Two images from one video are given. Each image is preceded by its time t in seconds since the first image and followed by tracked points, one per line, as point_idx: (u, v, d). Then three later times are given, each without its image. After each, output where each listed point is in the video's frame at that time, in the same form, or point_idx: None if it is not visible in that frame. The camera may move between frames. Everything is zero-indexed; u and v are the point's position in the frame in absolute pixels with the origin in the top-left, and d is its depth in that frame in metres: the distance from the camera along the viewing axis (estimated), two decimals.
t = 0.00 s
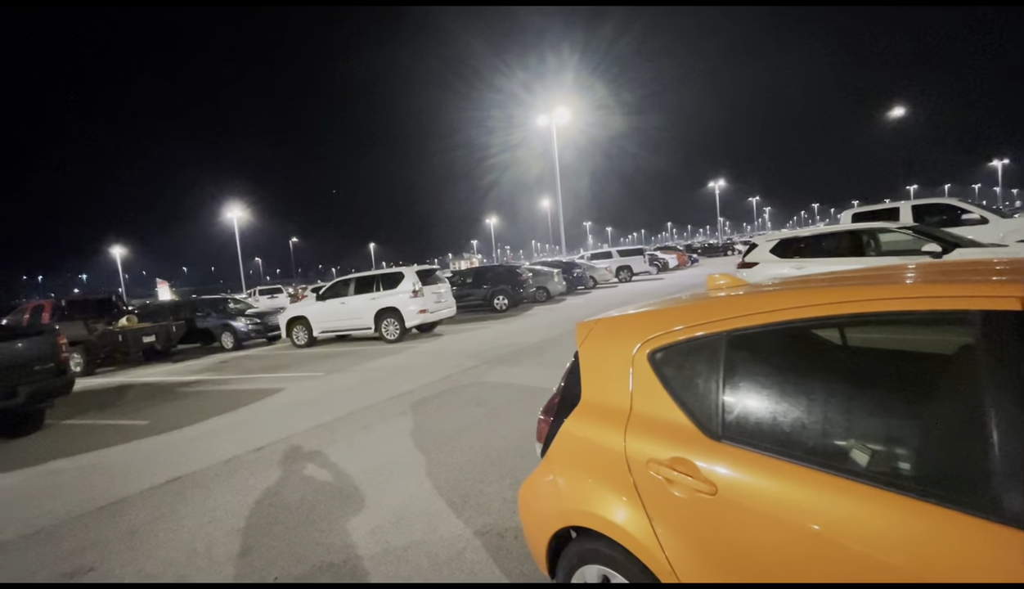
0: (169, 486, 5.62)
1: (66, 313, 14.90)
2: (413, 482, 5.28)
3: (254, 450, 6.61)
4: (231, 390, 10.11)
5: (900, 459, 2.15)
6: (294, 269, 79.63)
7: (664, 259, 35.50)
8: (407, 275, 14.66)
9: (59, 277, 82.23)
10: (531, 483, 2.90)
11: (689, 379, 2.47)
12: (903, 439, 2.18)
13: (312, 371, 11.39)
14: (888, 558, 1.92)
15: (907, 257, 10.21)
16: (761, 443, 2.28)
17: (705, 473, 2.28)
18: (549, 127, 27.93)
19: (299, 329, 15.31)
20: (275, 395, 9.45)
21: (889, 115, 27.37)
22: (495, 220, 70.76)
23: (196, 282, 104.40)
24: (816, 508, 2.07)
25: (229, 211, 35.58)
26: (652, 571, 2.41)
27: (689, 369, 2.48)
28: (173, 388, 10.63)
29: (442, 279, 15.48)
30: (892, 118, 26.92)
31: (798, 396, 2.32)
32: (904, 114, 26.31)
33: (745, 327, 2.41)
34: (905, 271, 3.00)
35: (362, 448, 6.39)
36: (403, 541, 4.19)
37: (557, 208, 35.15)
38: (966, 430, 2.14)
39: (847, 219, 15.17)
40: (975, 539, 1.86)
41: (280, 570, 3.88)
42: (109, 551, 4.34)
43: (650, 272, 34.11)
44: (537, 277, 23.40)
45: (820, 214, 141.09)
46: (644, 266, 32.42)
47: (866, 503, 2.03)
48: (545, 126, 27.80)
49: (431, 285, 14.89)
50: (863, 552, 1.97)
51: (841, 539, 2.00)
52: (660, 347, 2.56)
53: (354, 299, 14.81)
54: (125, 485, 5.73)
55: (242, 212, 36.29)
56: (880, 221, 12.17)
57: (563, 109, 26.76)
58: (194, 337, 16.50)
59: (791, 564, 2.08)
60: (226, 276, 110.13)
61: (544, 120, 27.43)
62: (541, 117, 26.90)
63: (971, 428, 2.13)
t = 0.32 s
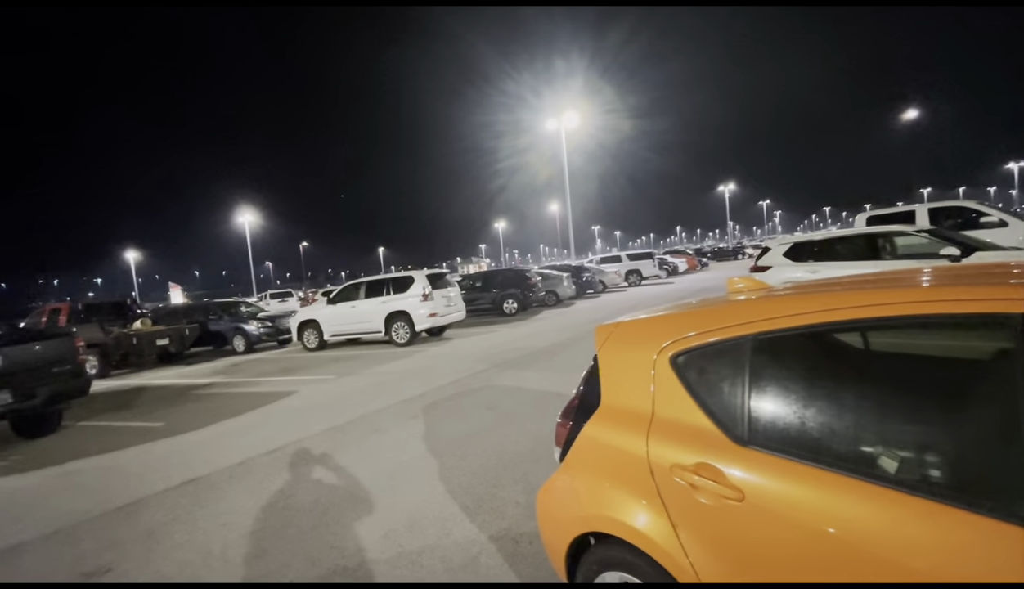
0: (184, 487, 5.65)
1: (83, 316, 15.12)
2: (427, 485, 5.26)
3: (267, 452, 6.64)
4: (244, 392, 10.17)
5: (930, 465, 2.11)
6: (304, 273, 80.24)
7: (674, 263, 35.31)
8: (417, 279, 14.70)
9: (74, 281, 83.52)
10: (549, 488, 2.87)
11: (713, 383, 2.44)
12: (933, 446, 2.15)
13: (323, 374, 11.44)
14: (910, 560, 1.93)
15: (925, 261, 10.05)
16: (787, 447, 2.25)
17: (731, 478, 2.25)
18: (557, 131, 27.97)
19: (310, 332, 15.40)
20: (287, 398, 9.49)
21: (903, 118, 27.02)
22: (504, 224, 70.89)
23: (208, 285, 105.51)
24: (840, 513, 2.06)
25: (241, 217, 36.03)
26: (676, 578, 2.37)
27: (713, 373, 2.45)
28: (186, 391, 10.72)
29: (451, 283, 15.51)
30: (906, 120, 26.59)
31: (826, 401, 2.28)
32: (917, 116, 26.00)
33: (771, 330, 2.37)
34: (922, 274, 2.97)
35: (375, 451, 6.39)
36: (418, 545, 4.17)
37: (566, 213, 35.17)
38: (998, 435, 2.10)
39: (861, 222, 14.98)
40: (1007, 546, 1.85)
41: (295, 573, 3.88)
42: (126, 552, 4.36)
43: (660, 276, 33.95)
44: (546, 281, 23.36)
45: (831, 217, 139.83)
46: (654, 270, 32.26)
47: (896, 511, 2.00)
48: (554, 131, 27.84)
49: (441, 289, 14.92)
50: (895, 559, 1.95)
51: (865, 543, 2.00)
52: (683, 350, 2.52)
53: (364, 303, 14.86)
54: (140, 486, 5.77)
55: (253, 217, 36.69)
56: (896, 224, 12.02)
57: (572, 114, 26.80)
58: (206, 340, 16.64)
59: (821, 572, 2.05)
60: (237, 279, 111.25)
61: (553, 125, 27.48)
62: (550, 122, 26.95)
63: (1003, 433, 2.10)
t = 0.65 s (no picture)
0: (191, 489, 5.64)
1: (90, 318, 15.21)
2: (434, 488, 5.23)
3: (273, 454, 6.62)
4: (250, 394, 10.17)
5: (956, 472, 2.10)
6: (309, 276, 80.62)
7: (678, 266, 35.22)
8: (423, 281, 14.71)
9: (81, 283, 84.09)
10: (564, 493, 2.82)
11: (733, 386, 2.39)
12: (957, 452, 2.14)
13: (328, 376, 11.43)
14: (930, 563, 1.91)
15: (935, 264, 9.96)
16: (809, 452, 2.21)
17: (754, 485, 2.20)
18: (562, 134, 28.01)
19: (315, 335, 15.41)
20: (293, 399, 9.48)
21: (908, 121, 26.97)
22: (507, 228, 70.90)
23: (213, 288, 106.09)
24: (864, 519, 2.02)
25: (247, 219, 36.18)
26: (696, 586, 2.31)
27: (733, 376, 2.41)
28: (192, 392, 10.73)
29: (456, 285, 15.50)
30: (913, 123, 26.49)
31: (849, 405, 2.26)
32: (924, 119, 25.86)
33: (791, 333, 2.34)
34: (932, 276, 2.96)
35: (382, 453, 6.36)
36: (426, 548, 4.14)
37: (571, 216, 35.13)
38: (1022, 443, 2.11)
39: (869, 224, 14.89)
40: None
41: (302, 575, 3.84)
42: (132, 553, 4.34)
43: (665, 279, 33.83)
44: (551, 284, 23.32)
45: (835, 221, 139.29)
46: (658, 273, 32.16)
47: (926, 518, 1.97)
48: (558, 133, 27.88)
49: (446, 291, 14.91)
50: (924, 568, 1.91)
51: (886, 548, 1.97)
52: (702, 353, 2.48)
53: (370, 305, 14.86)
54: (147, 487, 5.75)
55: (258, 220, 36.83)
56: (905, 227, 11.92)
57: (576, 116, 26.83)
58: (212, 342, 16.67)
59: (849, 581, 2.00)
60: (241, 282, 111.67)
61: (557, 128, 27.50)
62: (555, 124, 26.98)
63: None
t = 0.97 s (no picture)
0: (217, 488, 5.73)
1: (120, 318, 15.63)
2: (456, 490, 5.23)
3: (297, 454, 6.69)
4: (273, 394, 10.33)
5: (1005, 480, 2.01)
6: (329, 278, 81.77)
7: (698, 267, 34.77)
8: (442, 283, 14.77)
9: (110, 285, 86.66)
10: (591, 496, 2.77)
11: (768, 388, 2.33)
12: (1006, 459, 2.05)
13: (349, 377, 11.54)
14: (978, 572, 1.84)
15: (969, 264, 9.63)
16: (850, 457, 2.14)
17: (793, 490, 2.14)
18: (580, 134, 27.90)
19: (335, 335, 15.58)
20: (315, 400, 9.60)
21: (939, 117, 26.15)
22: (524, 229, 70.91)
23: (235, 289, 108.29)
24: (908, 526, 1.95)
25: (269, 221, 36.87)
26: None
27: (768, 378, 2.35)
28: (218, 392, 10.95)
29: (475, 286, 15.52)
30: (942, 120, 25.78)
31: (889, 409, 2.19)
32: (955, 114, 25.07)
33: (828, 334, 2.28)
34: (965, 275, 2.86)
35: (404, 454, 6.40)
36: (450, 551, 4.14)
37: (589, 217, 34.97)
38: None
39: (898, 224, 14.47)
40: None
41: (328, 577, 3.87)
42: (163, 551, 4.42)
43: (684, 280, 33.42)
44: (569, 285, 23.22)
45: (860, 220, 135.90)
46: (678, 274, 31.79)
47: (973, 526, 1.90)
48: (576, 134, 27.77)
49: (464, 293, 14.96)
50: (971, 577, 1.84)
51: (927, 555, 1.91)
52: (735, 354, 2.42)
53: (389, 306, 14.97)
54: (176, 486, 5.87)
55: (279, 222, 37.46)
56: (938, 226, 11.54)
57: (594, 117, 26.69)
58: (236, 343, 17.00)
59: None
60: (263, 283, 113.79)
61: (575, 128, 27.40)
62: (573, 125, 26.89)
63: None
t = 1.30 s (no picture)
0: (252, 478, 5.90)
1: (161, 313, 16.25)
2: (483, 486, 5.25)
3: (328, 446, 6.84)
4: (305, 387, 10.59)
5: None
6: (358, 274, 83.33)
7: (729, 263, 33.92)
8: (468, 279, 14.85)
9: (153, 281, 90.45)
10: (620, 497, 2.70)
11: (810, 390, 2.23)
12: None
13: (378, 371, 11.73)
14: None
15: None
16: (895, 463, 2.06)
17: (836, 497, 2.05)
18: (607, 128, 27.53)
19: (364, 330, 15.84)
20: (345, 393, 9.78)
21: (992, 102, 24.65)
22: (550, 225, 70.58)
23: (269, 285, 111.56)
24: (956, 536, 1.89)
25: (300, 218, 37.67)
26: None
27: (810, 379, 2.24)
28: (252, 384, 11.29)
29: (501, 282, 15.53)
30: (995, 106, 24.32)
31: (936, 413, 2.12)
32: (1010, 99, 23.57)
33: (875, 333, 2.17)
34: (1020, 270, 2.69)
35: (432, 448, 6.46)
36: (477, 546, 4.15)
37: (616, 212, 34.52)
38: None
39: (946, 217, 13.74)
40: None
41: (357, 568, 3.92)
42: (201, 538, 4.57)
43: (715, 276, 32.67)
44: (596, 281, 22.99)
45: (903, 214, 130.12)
46: (708, 270, 31.09)
47: None
48: (604, 128, 27.41)
49: (491, 289, 14.99)
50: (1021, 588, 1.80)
51: (980, 565, 1.84)
52: (773, 353, 2.32)
53: (417, 302, 15.12)
54: (214, 475, 6.08)
55: (310, 219, 38.34)
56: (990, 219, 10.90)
57: (623, 110, 26.28)
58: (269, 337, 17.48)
59: None
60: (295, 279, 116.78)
61: (603, 122, 27.05)
62: (600, 119, 26.55)
63: None
